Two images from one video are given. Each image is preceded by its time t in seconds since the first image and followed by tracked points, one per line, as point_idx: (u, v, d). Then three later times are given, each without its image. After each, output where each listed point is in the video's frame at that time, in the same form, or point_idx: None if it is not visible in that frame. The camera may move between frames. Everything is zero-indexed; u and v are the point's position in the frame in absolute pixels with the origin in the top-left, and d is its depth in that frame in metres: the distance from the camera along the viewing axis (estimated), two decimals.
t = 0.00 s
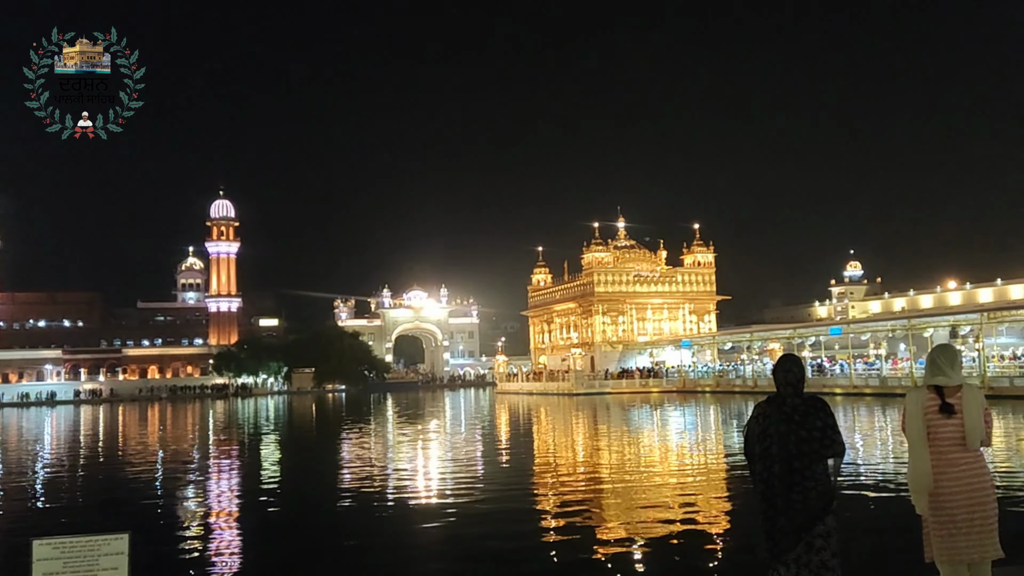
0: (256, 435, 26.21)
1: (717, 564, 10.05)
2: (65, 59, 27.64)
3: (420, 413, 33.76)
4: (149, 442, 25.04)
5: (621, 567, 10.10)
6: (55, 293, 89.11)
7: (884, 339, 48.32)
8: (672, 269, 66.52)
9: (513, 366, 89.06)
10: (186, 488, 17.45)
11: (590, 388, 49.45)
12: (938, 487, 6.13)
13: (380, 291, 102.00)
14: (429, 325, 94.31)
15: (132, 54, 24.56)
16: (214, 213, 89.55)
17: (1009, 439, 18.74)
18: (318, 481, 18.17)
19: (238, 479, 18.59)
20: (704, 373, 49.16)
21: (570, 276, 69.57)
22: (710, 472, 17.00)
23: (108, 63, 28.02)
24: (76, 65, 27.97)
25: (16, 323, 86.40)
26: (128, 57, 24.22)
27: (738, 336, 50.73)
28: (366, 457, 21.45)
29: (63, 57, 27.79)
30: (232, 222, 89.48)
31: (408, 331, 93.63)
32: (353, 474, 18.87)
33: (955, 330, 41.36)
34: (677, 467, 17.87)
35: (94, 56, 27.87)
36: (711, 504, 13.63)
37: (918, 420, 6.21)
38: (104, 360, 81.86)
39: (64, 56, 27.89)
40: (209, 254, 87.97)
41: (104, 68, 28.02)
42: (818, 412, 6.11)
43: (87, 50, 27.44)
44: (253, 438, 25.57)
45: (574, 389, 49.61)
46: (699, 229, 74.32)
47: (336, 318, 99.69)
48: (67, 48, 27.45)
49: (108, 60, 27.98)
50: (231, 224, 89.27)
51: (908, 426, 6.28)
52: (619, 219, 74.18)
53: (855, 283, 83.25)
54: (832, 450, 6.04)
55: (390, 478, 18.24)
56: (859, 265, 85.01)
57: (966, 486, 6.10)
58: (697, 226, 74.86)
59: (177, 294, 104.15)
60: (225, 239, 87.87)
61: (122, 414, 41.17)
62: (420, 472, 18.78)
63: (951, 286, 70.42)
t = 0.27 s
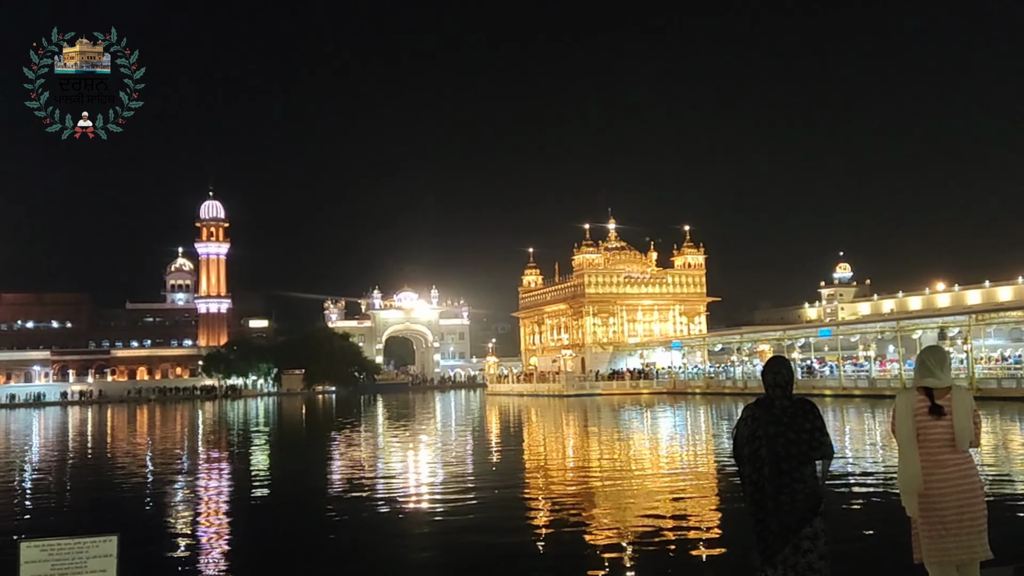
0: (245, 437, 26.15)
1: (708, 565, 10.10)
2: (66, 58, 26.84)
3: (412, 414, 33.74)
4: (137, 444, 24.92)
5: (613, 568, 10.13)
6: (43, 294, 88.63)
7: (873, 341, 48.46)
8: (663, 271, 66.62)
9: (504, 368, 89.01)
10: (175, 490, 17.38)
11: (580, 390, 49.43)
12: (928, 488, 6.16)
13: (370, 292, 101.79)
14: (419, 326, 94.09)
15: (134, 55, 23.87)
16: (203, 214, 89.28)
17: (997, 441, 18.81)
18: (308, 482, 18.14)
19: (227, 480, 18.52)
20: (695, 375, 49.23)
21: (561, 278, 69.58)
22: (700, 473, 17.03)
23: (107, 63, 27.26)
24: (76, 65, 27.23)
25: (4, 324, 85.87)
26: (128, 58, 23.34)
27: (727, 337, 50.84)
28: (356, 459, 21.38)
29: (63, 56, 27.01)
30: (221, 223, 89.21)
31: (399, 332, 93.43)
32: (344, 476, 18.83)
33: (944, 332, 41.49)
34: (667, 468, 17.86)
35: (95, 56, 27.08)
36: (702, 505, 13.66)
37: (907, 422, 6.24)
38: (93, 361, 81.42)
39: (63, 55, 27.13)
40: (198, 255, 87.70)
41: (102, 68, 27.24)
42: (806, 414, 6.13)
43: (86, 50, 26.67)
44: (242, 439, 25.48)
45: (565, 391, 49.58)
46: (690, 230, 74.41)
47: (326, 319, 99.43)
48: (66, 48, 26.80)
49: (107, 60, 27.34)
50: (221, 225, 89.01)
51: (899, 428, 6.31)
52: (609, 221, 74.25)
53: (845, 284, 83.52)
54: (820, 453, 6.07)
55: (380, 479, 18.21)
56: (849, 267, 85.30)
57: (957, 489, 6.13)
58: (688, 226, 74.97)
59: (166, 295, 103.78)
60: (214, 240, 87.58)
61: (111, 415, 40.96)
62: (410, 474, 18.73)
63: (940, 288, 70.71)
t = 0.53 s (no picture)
0: (237, 438, 26.05)
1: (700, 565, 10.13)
2: (66, 58, 26.72)
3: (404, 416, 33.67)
4: (129, 445, 24.82)
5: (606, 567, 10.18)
6: (34, 294, 88.23)
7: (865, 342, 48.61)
8: (655, 272, 66.73)
9: (496, 369, 88.98)
10: (166, 491, 17.32)
11: (573, 391, 49.42)
12: (919, 488, 6.18)
13: (363, 293, 101.64)
14: (412, 327, 93.95)
15: (133, 54, 23.78)
16: (196, 214, 88.96)
17: (988, 441, 18.90)
18: (300, 483, 18.11)
19: (219, 481, 18.46)
20: (687, 375, 49.28)
21: (554, 278, 69.58)
22: (692, 474, 17.07)
23: (106, 62, 27.14)
24: (76, 65, 27.10)
25: None
26: (127, 58, 23.26)
27: (720, 338, 50.94)
28: (349, 459, 21.33)
29: (63, 56, 26.88)
30: (214, 223, 88.89)
31: (392, 333, 93.28)
32: (336, 476, 18.80)
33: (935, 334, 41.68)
34: (660, 469, 17.87)
35: (94, 56, 26.96)
36: (694, 506, 13.68)
37: (900, 423, 6.26)
38: (84, 362, 81.01)
39: (63, 54, 27.00)
40: (190, 255, 87.35)
41: (102, 68, 27.12)
42: (798, 415, 6.14)
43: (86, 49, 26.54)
44: (234, 440, 25.39)
45: (558, 392, 49.57)
46: (682, 231, 74.54)
47: (318, 320, 99.22)
48: (66, 48, 26.67)
49: (107, 60, 27.22)
50: (214, 225, 88.70)
51: (890, 428, 6.32)
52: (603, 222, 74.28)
53: (837, 286, 83.77)
54: (811, 453, 6.08)
55: (373, 480, 18.19)
56: (841, 269, 85.53)
57: (947, 489, 6.15)
58: (680, 227, 75.10)
59: (158, 295, 103.41)
60: (206, 240, 87.22)
61: (102, 416, 40.73)
62: (403, 475, 18.71)
63: (931, 289, 71.00)
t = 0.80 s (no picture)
0: (230, 439, 26.00)
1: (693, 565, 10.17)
2: (66, 59, 26.65)
3: (399, 417, 33.63)
4: (123, 446, 24.76)
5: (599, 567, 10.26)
6: (27, 295, 88.24)
7: (858, 343, 48.72)
8: (650, 274, 66.88)
9: (491, 370, 88.99)
10: (160, 492, 17.29)
11: (567, 392, 49.48)
12: (912, 489, 6.19)
13: (357, 294, 101.52)
14: (406, 328, 93.89)
15: (133, 54, 23.72)
16: (189, 215, 88.79)
17: (980, 443, 18.96)
18: (293, 484, 18.09)
19: (213, 483, 18.43)
20: (681, 377, 49.32)
21: (548, 280, 69.61)
22: (686, 475, 17.07)
23: (106, 62, 27.07)
24: (76, 65, 27.03)
25: None
26: (128, 58, 23.22)
27: (714, 340, 51.04)
28: (343, 461, 21.30)
29: (63, 56, 26.81)
30: (208, 224, 88.73)
31: (386, 334, 93.19)
32: (330, 478, 18.79)
33: (929, 335, 41.84)
34: (654, 471, 17.88)
35: (95, 56, 26.88)
36: (689, 508, 13.69)
37: (893, 424, 6.26)
38: (77, 363, 80.73)
39: (64, 55, 26.93)
40: (184, 256, 87.15)
41: (102, 67, 27.04)
42: (791, 417, 6.15)
43: (86, 50, 26.46)
44: (228, 441, 25.33)
45: (552, 393, 49.60)
46: (676, 232, 74.70)
47: (312, 321, 99.05)
48: (67, 48, 26.61)
49: (107, 60, 27.16)
50: (208, 226, 88.54)
51: (884, 429, 6.33)
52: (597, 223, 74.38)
53: (831, 287, 83.97)
54: (805, 454, 6.09)
55: (367, 481, 18.17)
56: (834, 270, 85.73)
57: (940, 491, 6.16)
58: (674, 228, 75.30)
59: (152, 296, 103.24)
60: (200, 241, 87.01)
61: (96, 418, 40.66)
62: (397, 476, 18.70)
63: (925, 291, 71.18)
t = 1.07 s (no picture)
0: (225, 440, 25.96)
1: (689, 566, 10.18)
2: (66, 59, 26.55)
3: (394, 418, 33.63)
4: (117, 447, 24.72)
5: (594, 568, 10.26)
6: (21, 295, 88.40)
7: (853, 345, 48.81)
8: (644, 275, 66.95)
9: (485, 371, 88.99)
10: (155, 493, 17.24)
11: (562, 393, 49.51)
12: (907, 490, 6.20)
13: (352, 295, 101.39)
14: (401, 329, 93.82)
15: (133, 54, 23.66)
16: (184, 216, 88.61)
17: (975, 445, 18.98)
18: (288, 486, 18.06)
19: (208, 484, 18.40)
20: (676, 378, 49.33)
21: (543, 281, 69.62)
22: (681, 477, 17.08)
23: (106, 62, 26.95)
24: (76, 65, 26.93)
25: None
26: (128, 57, 23.12)
27: (708, 341, 51.08)
28: (338, 462, 21.29)
29: (63, 56, 26.70)
30: (203, 225, 88.59)
31: (381, 335, 93.11)
32: (325, 479, 18.76)
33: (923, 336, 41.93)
34: (649, 472, 17.89)
35: (95, 56, 26.77)
36: (683, 509, 13.71)
37: (888, 426, 6.27)
38: (71, 364, 80.47)
39: (63, 55, 26.83)
40: (179, 257, 86.99)
41: (102, 67, 26.93)
42: (786, 418, 6.15)
43: (86, 49, 26.35)
44: (222, 443, 25.30)
45: (547, 394, 49.63)
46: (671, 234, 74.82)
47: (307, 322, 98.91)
48: (66, 47, 26.50)
49: (107, 60, 27.04)
50: (202, 227, 88.40)
51: (878, 430, 6.34)
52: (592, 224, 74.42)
53: (825, 289, 84.12)
54: (799, 456, 6.10)
55: (362, 483, 18.15)
56: (829, 272, 85.90)
57: (935, 491, 6.18)
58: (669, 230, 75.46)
59: (146, 297, 103.10)
60: (195, 242, 86.79)
61: (89, 418, 40.51)
62: (392, 477, 18.68)
63: (918, 293, 71.38)
